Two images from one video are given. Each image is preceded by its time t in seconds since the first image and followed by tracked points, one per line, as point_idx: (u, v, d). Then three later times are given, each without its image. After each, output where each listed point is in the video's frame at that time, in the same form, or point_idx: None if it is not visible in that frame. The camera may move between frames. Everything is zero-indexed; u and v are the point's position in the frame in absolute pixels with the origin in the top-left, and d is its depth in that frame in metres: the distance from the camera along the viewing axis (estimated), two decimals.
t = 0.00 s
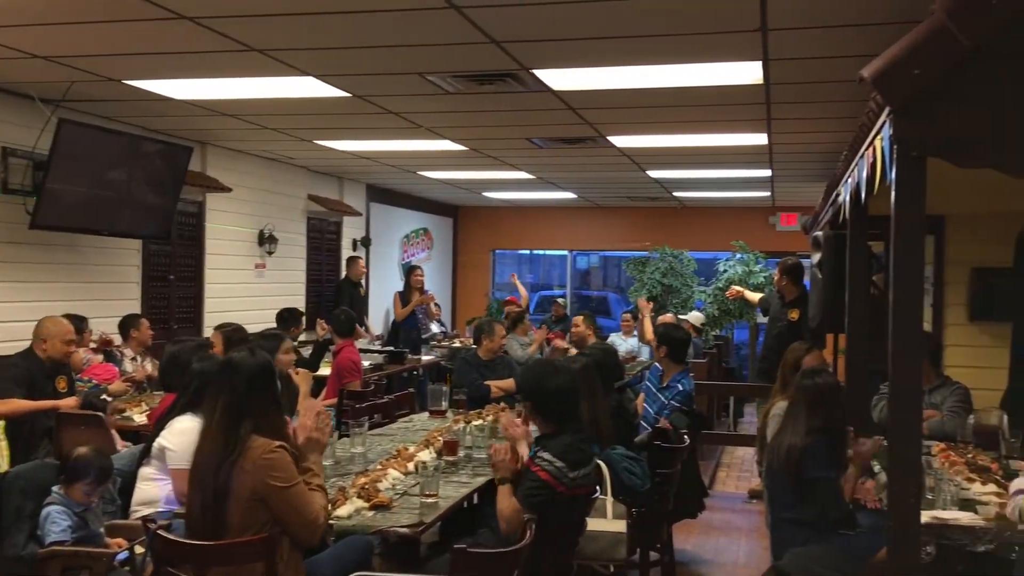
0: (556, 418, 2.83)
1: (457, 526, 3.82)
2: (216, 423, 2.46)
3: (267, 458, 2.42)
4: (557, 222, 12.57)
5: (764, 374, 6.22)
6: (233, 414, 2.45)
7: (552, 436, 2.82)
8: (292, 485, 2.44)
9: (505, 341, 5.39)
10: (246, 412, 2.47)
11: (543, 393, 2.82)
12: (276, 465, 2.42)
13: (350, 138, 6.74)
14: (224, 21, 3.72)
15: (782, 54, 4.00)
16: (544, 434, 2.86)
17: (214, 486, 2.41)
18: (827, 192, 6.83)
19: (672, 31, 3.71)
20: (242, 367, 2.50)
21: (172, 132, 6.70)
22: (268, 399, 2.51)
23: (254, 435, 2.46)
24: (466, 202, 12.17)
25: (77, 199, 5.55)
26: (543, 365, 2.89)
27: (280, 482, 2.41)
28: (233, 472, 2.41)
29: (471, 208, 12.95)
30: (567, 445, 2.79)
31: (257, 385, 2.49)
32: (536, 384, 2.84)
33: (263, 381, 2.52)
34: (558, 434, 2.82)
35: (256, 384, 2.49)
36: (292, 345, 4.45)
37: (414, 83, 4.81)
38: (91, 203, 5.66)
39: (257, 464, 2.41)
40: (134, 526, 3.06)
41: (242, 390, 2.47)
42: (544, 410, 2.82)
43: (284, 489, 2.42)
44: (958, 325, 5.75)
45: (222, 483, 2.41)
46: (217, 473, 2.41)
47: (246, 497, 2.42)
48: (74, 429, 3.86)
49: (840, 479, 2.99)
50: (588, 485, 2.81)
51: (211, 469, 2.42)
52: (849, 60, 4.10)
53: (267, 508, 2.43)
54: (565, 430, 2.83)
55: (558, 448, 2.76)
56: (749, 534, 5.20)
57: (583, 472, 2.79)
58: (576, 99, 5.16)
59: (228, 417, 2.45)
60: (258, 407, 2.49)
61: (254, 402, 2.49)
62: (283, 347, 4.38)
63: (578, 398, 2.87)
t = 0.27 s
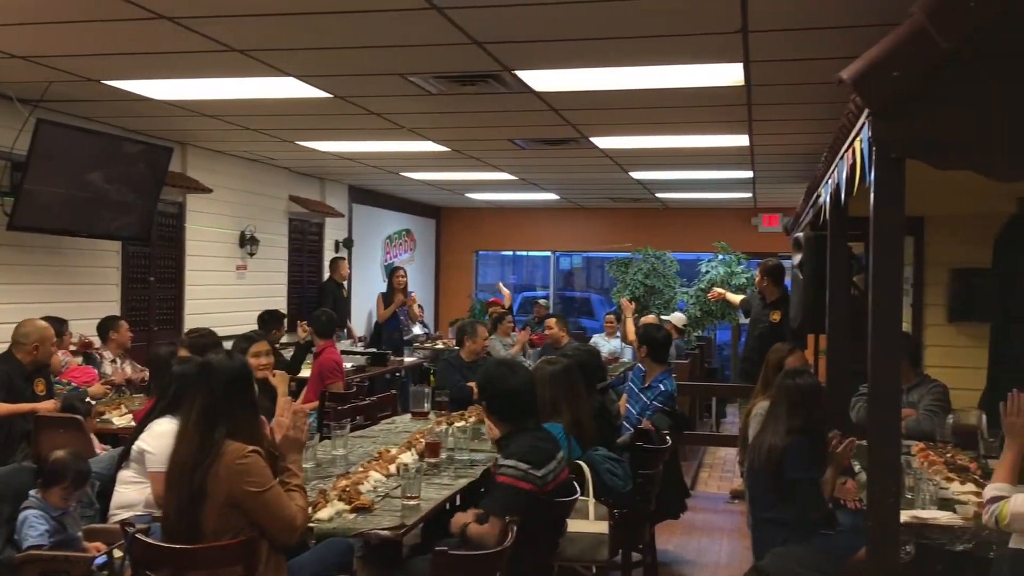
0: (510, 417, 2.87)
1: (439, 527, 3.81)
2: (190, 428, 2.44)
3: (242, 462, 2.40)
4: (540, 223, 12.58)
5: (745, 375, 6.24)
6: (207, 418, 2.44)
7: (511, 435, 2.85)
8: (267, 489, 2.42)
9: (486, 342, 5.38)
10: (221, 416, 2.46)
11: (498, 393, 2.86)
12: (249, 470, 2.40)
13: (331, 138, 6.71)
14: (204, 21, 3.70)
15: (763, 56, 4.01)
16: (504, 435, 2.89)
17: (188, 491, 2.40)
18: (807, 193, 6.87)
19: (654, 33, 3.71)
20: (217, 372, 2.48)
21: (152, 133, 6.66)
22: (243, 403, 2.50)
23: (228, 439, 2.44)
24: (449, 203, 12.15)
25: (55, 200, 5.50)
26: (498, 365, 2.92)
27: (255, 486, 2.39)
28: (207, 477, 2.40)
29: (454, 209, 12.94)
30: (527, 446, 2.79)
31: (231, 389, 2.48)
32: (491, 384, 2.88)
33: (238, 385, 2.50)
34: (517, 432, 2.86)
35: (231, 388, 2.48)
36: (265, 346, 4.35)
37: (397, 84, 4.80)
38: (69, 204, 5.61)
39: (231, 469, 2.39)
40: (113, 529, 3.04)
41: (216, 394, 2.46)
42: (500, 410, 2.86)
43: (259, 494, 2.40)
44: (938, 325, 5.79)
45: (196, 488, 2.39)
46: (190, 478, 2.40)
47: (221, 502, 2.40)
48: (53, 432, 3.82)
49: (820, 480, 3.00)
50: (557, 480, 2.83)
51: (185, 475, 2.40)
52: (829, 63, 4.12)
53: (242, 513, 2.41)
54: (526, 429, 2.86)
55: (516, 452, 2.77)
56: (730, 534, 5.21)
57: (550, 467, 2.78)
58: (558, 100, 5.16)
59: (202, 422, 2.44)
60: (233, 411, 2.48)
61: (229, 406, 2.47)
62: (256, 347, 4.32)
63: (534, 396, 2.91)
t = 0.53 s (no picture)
0: (485, 410, 2.86)
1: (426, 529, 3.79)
2: (168, 431, 2.43)
3: (218, 466, 2.39)
4: (527, 224, 12.59)
5: (732, 375, 6.26)
6: (184, 421, 2.43)
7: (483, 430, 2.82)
8: (243, 493, 2.40)
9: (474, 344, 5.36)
10: (198, 419, 2.45)
11: (474, 385, 2.85)
12: (225, 474, 2.38)
13: (318, 139, 6.70)
14: (189, 21, 3.68)
15: (750, 57, 4.02)
16: (478, 429, 2.87)
17: (166, 494, 2.39)
18: (793, 194, 6.90)
19: (639, 34, 3.72)
20: (196, 374, 2.48)
21: (137, 134, 6.63)
22: (221, 406, 2.49)
23: (205, 442, 2.43)
24: (436, 203, 12.14)
25: (40, 201, 5.46)
26: (479, 358, 2.92)
27: (230, 490, 2.38)
28: (184, 481, 2.39)
29: (441, 209, 12.93)
30: (492, 442, 2.73)
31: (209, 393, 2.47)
32: (469, 376, 2.88)
33: (216, 388, 2.49)
34: (489, 427, 2.84)
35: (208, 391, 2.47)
36: (248, 347, 4.35)
37: (384, 84, 4.79)
38: (54, 205, 5.58)
39: (207, 472, 2.38)
40: (97, 533, 3.00)
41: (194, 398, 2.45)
42: (476, 403, 2.86)
43: (235, 498, 2.38)
44: (923, 325, 5.82)
45: (173, 492, 2.39)
46: (167, 482, 2.39)
47: (197, 505, 2.39)
48: (37, 435, 3.80)
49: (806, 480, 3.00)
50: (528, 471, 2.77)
51: (162, 478, 2.40)
52: (814, 64, 4.14)
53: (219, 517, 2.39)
54: (498, 422, 2.85)
55: (481, 447, 2.71)
56: (717, 534, 5.23)
57: (515, 463, 2.70)
58: (545, 101, 5.17)
59: (179, 425, 2.43)
60: (211, 413, 2.47)
61: (207, 410, 2.46)
62: (237, 348, 4.29)
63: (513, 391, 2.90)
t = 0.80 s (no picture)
0: (468, 406, 2.79)
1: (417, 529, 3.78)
2: (153, 432, 2.42)
3: (203, 467, 2.38)
4: (519, 224, 12.59)
5: (723, 376, 6.29)
6: (169, 423, 2.42)
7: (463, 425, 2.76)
8: (230, 494, 2.39)
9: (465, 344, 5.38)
10: (183, 420, 2.43)
11: (458, 380, 2.79)
12: (210, 474, 2.37)
13: (309, 139, 6.69)
14: (179, 20, 3.67)
15: (741, 58, 4.03)
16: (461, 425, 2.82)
17: (152, 496, 2.38)
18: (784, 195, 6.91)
19: (631, 34, 3.73)
20: (180, 375, 2.46)
21: (127, 133, 6.60)
22: (206, 406, 2.47)
23: (191, 443, 2.42)
24: (428, 204, 12.13)
25: (29, 202, 5.44)
26: (467, 355, 2.86)
27: (216, 491, 2.37)
28: (170, 482, 2.38)
29: (433, 210, 12.92)
30: (467, 435, 2.68)
31: (194, 394, 2.45)
32: (455, 373, 2.81)
33: (201, 389, 2.48)
34: (471, 423, 2.77)
35: (192, 392, 2.45)
36: (239, 347, 4.30)
37: (375, 84, 4.79)
38: (44, 205, 5.55)
39: (192, 474, 2.37)
40: (88, 534, 2.99)
41: (177, 400, 2.44)
42: (459, 399, 2.78)
43: (221, 498, 2.38)
44: (913, 326, 5.84)
45: (160, 492, 2.38)
46: (153, 483, 2.38)
47: (184, 506, 2.38)
48: (27, 436, 3.79)
49: (797, 481, 3.01)
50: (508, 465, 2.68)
51: (148, 479, 2.39)
52: (804, 65, 4.15)
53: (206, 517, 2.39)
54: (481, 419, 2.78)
55: (456, 439, 2.67)
56: (709, 534, 5.24)
57: (490, 456, 2.65)
58: (537, 102, 5.17)
59: (163, 426, 2.42)
60: (196, 414, 2.45)
61: (192, 410, 2.45)
62: (229, 349, 4.26)
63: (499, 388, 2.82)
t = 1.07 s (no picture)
0: (467, 404, 2.86)
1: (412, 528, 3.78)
2: (149, 431, 2.43)
3: (201, 463, 2.38)
4: (514, 224, 12.59)
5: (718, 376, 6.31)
6: (166, 420, 2.42)
7: (464, 422, 2.83)
8: (228, 490, 2.39)
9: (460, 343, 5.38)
10: (180, 418, 2.44)
11: (457, 379, 2.85)
12: (208, 471, 2.37)
13: (304, 138, 6.68)
14: (174, 19, 3.66)
15: (737, 57, 4.04)
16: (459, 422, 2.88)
17: (149, 493, 2.38)
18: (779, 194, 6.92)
19: (627, 34, 3.73)
20: (176, 373, 2.47)
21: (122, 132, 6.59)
22: (202, 404, 2.48)
23: (188, 441, 2.42)
24: (423, 203, 12.13)
25: (23, 200, 5.43)
26: (461, 354, 2.93)
27: (214, 487, 2.37)
28: (167, 480, 2.38)
29: (428, 209, 12.91)
30: (474, 432, 2.76)
31: (190, 391, 2.46)
32: (452, 372, 2.87)
33: (198, 386, 2.48)
34: (471, 420, 2.84)
35: (189, 390, 2.46)
36: (234, 347, 4.27)
37: (371, 83, 4.78)
38: (39, 203, 5.54)
39: (190, 470, 2.37)
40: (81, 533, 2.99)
41: (174, 397, 2.44)
42: (459, 397, 2.85)
43: (219, 494, 2.37)
44: (907, 325, 5.85)
45: (157, 490, 2.37)
46: (150, 482, 2.38)
47: (181, 503, 2.38)
48: (22, 436, 3.78)
49: (793, 480, 3.01)
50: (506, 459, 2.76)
51: (145, 477, 2.38)
52: (800, 65, 4.16)
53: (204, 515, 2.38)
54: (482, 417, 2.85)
55: (465, 436, 2.74)
56: (704, 533, 5.24)
57: (499, 451, 2.74)
58: (532, 101, 5.16)
59: (160, 424, 2.42)
60: (192, 412, 2.46)
61: (188, 408, 2.45)
62: (224, 348, 4.23)
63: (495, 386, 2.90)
